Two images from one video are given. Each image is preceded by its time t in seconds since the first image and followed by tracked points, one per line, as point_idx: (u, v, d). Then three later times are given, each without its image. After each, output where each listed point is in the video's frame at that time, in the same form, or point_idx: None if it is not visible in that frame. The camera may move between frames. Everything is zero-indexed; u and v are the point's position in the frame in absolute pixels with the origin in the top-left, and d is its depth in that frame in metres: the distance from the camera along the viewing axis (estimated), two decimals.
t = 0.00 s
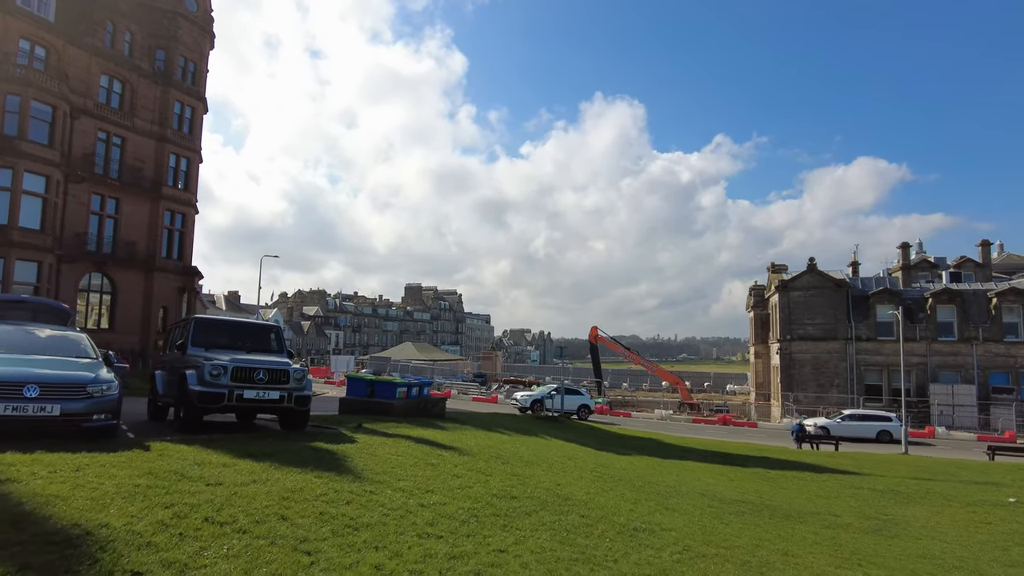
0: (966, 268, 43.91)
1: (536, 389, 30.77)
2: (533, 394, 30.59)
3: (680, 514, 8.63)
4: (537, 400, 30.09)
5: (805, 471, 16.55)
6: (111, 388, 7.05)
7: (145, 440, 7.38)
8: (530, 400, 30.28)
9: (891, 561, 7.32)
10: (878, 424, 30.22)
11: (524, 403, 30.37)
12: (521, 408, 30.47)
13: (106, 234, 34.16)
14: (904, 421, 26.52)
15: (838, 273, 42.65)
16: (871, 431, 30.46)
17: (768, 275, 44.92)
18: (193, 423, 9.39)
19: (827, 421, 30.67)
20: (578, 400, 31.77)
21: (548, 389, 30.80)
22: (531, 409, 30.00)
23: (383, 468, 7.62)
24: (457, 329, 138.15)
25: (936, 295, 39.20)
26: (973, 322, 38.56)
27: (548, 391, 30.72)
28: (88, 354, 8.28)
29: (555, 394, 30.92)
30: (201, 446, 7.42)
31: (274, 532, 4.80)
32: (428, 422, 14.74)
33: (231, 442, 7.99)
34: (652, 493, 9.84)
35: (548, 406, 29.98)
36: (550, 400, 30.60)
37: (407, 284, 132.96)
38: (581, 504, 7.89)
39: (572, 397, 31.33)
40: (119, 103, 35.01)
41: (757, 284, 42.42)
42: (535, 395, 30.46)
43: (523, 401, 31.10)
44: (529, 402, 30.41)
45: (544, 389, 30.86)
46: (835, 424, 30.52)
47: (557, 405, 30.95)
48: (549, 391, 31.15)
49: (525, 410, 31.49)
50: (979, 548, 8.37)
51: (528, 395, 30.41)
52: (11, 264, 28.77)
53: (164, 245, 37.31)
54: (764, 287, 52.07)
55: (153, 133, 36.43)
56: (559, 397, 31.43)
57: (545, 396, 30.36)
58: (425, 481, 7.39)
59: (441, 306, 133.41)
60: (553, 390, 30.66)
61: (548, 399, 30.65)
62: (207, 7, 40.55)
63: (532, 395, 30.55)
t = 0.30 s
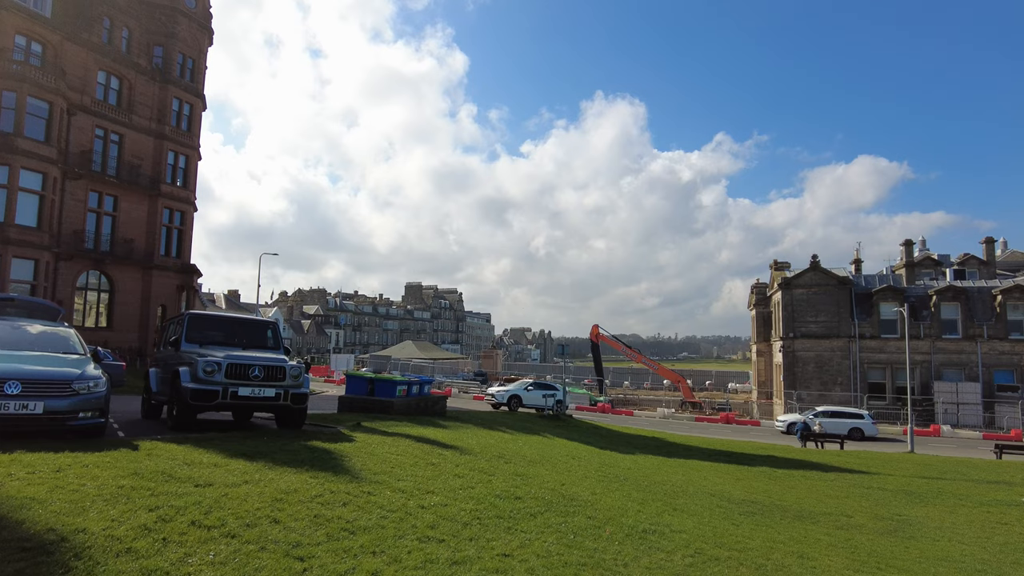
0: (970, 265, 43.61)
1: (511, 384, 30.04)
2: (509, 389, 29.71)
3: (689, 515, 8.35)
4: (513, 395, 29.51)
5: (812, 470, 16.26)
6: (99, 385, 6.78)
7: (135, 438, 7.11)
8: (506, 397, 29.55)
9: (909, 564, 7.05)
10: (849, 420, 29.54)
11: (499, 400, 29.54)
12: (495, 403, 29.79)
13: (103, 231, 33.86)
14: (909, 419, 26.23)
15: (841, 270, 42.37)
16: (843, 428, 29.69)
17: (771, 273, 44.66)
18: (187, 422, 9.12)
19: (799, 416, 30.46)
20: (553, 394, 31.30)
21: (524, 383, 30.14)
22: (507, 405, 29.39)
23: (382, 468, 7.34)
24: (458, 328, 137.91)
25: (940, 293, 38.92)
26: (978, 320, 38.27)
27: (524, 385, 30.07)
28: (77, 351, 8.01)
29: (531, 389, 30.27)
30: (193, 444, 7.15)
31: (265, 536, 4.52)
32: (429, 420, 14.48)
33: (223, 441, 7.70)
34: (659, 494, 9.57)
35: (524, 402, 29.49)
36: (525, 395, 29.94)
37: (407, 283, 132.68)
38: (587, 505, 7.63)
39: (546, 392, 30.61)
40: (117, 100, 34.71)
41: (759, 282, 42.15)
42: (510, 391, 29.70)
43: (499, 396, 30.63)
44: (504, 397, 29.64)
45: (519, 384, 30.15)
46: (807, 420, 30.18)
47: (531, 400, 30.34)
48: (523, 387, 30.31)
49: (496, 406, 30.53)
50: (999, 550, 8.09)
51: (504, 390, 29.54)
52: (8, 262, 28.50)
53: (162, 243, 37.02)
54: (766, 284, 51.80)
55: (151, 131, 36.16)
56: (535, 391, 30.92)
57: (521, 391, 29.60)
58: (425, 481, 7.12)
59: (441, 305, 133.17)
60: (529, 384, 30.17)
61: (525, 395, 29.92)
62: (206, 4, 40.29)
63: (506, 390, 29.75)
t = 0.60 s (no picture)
0: (973, 264, 43.29)
1: (486, 381, 28.58)
2: (488, 387, 27.96)
3: (700, 522, 8.06)
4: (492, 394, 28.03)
5: (820, 472, 15.93)
6: (82, 388, 6.47)
7: (121, 443, 6.79)
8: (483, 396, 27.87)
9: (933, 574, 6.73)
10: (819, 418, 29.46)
11: (476, 400, 27.76)
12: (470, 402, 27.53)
13: (100, 231, 33.53)
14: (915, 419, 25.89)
15: (844, 269, 42.05)
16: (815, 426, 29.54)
17: (774, 272, 44.36)
18: (178, 425, 8.80)
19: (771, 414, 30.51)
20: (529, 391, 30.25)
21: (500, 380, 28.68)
22: (484, 404, 27.98)
23: (380, 474, 7.03)
24: (458, 328, 137.47)
25: (944, 292, 38.61)
26: (983, 319, 37.94)
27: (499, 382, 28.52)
28: (61, 351, 7.69)
29: (507, 386, 28.87)
30: (182, 450, 6.82)
31: (253, 551, 4.21)
32: (428, 423, 14.14)
33: (214, 446, 7.37)
34: (667, 499, 9.25)
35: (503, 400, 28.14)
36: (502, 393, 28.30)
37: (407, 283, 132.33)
38: (595, 512, 7.32)
39: (523, 388, 29.29)
40: (113, 98, 34.36)
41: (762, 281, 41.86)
42: (486, 390, 28.15)
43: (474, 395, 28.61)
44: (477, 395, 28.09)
45: (495, 382, 28.71)
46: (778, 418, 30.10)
47: (508, 398, 29.07)
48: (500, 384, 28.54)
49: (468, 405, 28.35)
50: None
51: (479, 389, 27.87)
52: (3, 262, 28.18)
53: (160, 243, 36.71)
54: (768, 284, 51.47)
55: (148, 130, 35.84)
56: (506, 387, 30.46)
57: (498, 389, 27.95)
58: (426, 488, 6.81)
59: (442, 305, 132.79)
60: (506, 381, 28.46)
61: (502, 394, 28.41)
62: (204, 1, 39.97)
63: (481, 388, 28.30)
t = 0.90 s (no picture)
0: (977, 263, 43.00)
1: (461, 378, 27.88)
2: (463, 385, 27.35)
3: (711, 527, 7.77)
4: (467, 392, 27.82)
5: (828, 473, 15.65)
6: (66, 386, 6.19)
7: (108, 445, 6.50)
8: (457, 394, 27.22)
9: None
10: (790, 416, 29.87)
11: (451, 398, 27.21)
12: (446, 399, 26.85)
13: (98, 229, 33.23)
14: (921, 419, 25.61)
15: (848, 268, 41.75)
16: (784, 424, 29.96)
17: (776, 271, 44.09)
18: (171, 425, 8.50)
19: (743, 411, 30.76)
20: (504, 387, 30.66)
21: (475, 377, 28.45)
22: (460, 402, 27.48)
23: (379, 477, 6.73)
24: (458, 327, 137.23)
25: (949, 290, 38.35)
26: (987, 318, 37.66)
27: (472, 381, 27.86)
28: (47, 349, 7.40)
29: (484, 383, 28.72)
30: (172, 452, 6.52)
31: (241, 563, 3.91)
32: (429, 423, 13.84)
33: (206, 447, 7.06)
34: (676, 503, 8.95)
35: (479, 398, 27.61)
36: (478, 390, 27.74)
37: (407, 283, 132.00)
38: (603, 516, 7.05)
39: (499, 387, 29.26)
40: (111, 95, 34.05)
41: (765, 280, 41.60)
42: (461, 386, 27.64)
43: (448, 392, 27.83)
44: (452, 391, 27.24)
45: (470, 378, 28.45)
46: (749, 416, 30.36)
47: (484, 395, 28.87)
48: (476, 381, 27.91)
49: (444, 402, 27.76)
50: None
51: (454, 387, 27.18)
52: None
53: (158, 241, 36.43)
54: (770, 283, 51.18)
55: (147, 127, 35.57)
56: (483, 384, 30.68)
57: (474, 387, 27.66)
58: (428, 491, 6.52)
59: (442, 304, 132.49)
60: (481, 378, 27.75)
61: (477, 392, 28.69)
62: None
63: (455, 386, 28.07)
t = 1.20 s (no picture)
0: (981, 262, 42.62)
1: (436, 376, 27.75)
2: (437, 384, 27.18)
3: (725, 534, 7.45)
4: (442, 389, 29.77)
5: (836, 475, 15.33)
6: (49, 387, 5.87)
7: (94, 449, 6.16)
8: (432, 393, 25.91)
9: None
10: (759, 414, 30.38)
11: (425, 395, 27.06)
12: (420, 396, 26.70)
13: (95, 227, 32.91)
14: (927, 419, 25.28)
15: (851, 267, 41.42)
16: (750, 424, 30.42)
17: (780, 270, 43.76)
18: (162, 427, 8.16)
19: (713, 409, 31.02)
20: (478, 383, 32.40)
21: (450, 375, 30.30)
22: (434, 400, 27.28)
23: (377, 482, 6.40)
24: (458, 327, 136.94)
25: (953, 289, 37.98)
26: (992, 318, 37.32)
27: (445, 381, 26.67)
28: (29, 347, 7.08)
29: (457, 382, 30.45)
30: (161, 455, 6.19)
31: None
32: (429, 424, 13.51)
33: (198, 450, 6.73)
34: (687, 508, 8.63)
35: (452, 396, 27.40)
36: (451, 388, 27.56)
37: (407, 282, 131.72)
38: (613, 524, 6.72)
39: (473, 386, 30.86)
40: (109, 92, 33.72)
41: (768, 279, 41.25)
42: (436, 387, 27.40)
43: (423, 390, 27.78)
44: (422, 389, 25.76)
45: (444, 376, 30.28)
46: (719, 413, 30.69)
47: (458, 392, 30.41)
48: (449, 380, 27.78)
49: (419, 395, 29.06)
50: None
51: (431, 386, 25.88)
52: None
53: (157, 239, 36.13)
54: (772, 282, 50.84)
55: (145, 124, 35.24)
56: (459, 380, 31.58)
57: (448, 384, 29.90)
58: (429, 498, 6.19)
59: (442, 303, 132.19)
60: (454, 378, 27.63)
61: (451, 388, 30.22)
62: None
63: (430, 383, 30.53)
